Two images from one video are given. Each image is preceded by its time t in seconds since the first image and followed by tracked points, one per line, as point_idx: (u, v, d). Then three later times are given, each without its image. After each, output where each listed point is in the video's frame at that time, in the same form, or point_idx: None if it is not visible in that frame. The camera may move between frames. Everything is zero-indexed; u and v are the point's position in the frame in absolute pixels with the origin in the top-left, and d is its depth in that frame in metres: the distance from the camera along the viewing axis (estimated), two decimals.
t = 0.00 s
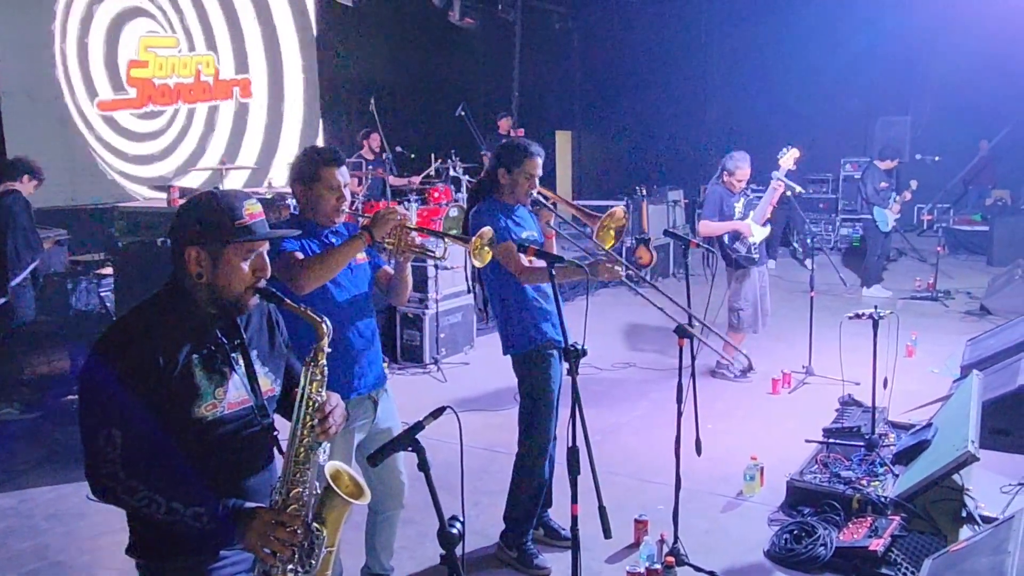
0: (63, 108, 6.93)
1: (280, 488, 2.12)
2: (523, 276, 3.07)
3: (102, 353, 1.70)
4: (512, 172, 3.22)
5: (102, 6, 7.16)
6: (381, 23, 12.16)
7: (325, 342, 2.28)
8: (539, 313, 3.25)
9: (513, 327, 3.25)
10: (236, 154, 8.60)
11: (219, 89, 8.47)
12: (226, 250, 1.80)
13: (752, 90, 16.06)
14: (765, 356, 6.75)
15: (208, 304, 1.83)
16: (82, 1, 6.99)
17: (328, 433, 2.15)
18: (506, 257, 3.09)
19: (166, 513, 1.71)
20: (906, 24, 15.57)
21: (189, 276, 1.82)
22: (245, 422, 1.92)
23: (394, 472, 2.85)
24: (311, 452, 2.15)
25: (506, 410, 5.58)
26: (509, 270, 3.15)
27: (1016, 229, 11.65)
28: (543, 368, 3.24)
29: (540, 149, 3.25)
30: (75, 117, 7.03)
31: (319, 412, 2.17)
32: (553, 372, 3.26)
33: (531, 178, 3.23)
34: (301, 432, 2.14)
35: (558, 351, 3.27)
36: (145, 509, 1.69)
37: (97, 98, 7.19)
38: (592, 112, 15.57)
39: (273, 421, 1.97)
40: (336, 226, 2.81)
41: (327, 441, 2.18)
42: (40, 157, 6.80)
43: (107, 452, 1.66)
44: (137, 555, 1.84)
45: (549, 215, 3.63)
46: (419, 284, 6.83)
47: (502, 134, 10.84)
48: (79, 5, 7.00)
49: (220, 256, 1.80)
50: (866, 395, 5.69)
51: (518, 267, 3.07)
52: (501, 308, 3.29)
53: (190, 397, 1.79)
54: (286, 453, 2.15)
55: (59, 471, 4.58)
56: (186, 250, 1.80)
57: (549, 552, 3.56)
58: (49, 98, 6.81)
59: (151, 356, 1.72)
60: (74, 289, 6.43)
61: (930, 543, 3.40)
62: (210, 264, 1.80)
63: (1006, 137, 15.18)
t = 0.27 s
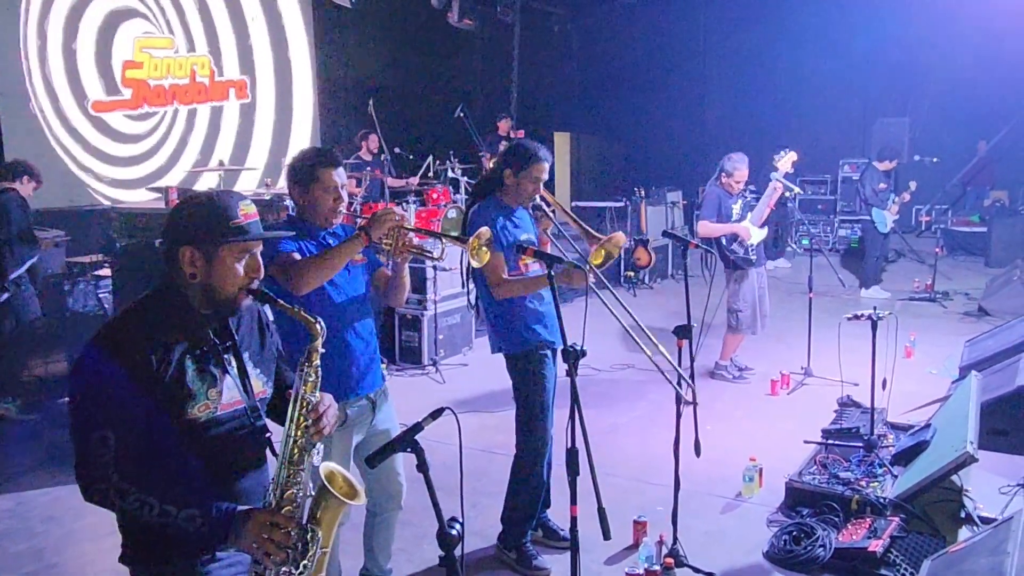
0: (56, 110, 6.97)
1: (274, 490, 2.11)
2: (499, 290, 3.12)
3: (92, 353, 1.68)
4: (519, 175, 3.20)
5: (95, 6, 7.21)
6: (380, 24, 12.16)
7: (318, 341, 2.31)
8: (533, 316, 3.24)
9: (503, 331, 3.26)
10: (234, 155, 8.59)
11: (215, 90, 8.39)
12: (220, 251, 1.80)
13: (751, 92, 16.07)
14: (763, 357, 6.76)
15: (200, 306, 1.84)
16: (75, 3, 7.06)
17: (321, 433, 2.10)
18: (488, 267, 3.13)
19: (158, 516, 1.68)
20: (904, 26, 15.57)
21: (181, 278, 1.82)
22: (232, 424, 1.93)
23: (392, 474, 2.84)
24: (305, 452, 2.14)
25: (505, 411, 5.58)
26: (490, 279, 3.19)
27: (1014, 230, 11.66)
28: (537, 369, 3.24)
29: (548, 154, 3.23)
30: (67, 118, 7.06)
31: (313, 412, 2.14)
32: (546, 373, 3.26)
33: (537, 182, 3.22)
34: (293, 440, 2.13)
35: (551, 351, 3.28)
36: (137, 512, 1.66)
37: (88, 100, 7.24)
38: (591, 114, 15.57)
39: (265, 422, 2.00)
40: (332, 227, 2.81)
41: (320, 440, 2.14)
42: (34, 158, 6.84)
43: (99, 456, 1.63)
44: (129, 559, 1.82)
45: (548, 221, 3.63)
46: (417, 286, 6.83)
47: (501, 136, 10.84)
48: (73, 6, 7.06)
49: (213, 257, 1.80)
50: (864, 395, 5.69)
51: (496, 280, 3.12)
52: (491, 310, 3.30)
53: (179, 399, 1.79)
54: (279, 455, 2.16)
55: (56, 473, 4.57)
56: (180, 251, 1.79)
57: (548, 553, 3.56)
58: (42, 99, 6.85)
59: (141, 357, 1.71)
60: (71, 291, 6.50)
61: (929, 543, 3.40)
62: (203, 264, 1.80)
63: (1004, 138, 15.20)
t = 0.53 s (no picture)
0: (53, 112, 7.05)
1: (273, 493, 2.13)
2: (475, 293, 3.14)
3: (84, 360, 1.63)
4: (525, 181, 3.19)
5: (93, 8, 7.23)
6: (380, 26, 12.16)
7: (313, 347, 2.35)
8: (522, 319, 3.25)
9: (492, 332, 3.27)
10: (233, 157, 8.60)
11: (212, 92, 8.42)
12: (214, 253, 1.78)
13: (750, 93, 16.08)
14: (763, 359, 6.76)
15: (193, 310, 1.80)
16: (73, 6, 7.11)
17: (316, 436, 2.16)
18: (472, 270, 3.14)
19: (156, 527, 1.64)
20: (904, 27, 15.58)
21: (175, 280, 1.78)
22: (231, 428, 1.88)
23: (392, 477, 2.84)
24: (301, 455, 2.14)
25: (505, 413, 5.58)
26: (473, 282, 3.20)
27: (1013, 231, 11.67)
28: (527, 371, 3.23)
29: (555, 162, 3.22)
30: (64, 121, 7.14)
31: (309, 416, 2.18)
32: (536, 377, 3.25)
33: (542, 189, 3.22)
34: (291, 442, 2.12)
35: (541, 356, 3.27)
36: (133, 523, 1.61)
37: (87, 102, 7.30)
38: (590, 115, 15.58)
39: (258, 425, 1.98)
40: (331, 229, 2.81)
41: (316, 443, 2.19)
42: (30, 159, 6.92)
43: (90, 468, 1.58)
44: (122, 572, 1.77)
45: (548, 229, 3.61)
46: (417, 288, 6.84)
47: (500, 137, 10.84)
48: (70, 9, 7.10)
49: (208, 258, 1.77)
50: (864, 396, 5.70)
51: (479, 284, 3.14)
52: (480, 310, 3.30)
53: (174, 405, 1.74)
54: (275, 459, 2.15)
55: (55, 475, 4.57)
56: (173, 254, 1.76)
57: (548, 555, 3.56)
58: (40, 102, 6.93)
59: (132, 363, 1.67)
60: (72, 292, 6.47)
61: (930, 545, 3.41)
62: (197, 267, 1.77)
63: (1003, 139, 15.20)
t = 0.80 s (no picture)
0: (53, 113, 7.14)
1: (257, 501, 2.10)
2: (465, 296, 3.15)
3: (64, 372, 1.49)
4: (523, 185, 3.19)
5: (91, 9, 7.34)
6: (380, 26, 12.18)
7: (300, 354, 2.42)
8: (507, 323, 3.25)
9: (476, 334, 3.27)
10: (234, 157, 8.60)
11: (210, 92, 8.59)
12: (200, 257, 1.65)
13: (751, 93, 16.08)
14: (764, 359, 6.76)
15: (172, 314, 1.67)
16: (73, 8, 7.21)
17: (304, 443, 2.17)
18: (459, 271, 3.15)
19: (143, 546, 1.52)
20: (903, 27, 15.60)
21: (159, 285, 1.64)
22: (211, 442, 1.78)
23: (391, 476, 2.85)
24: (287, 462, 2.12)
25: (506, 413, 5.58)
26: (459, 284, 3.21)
27: (1013, 231, 11.67)
28: (508, 373, 3.25)
29: (554, 168, 3.23)
30: (65, 122, 7.25)
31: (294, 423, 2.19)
32: (516, 380, 3.27)
33: (539, 194, 3.22)
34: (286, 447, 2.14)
35: (522, 359, 3.29)
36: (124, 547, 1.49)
37: (87, 103, 7.40)
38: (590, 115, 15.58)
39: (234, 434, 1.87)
40: (329, 230, 2.81)
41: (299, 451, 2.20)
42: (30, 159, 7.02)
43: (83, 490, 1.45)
44: None
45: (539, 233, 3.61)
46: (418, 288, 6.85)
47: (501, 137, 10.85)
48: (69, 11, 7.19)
49: (196, 264, 1.65)
50: (865, 397, 5.70)
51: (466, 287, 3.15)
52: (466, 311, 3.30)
53: (156, 415, 1.62)
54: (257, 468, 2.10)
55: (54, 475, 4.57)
56: (159, 258, 1.62)
57: (549, 555, 3.56)
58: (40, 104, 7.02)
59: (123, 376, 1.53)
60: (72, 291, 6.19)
61: (931, 545, 3.41)
62: (182, 271, 1.64)
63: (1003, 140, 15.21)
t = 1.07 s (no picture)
0: (54, 112, 7.18)
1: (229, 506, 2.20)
2: (455, 294, 3.14)
3: (58, 384, 1.49)
4: (517, 186, 3.19)
5: (93, 9, 7.37)
6: (380, 26, 12.17)
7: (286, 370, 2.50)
8: (493, 323, 3.25)
9: (463, 332, 3.26)
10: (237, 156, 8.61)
11: (213, 91, 8.66)
12: (189, 265, 1.67)
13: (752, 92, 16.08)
14: (765, 358, 6.75)
15: (159, 321, 1.68)
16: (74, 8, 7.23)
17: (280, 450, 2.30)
18: (450, 270, 3.13)
19: (132, 555, 1.55)
20: (904, 25, 15.59)
21: (148, 294, 1.64)
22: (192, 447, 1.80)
23: (392, 475, 2.85)
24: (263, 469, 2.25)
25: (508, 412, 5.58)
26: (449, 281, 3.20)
27: (1015, 229, 11.66)
28: (490, 373, 3.25)
29: (549, 169, 3.22)
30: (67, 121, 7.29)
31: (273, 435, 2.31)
32: (499, 381, 3.27)
33: (532, 195, 3.22)
34: (256, 445, 2.22)
35: (506, 360, 3.29)
36: (114, 555, 1.52)
37: (89, 102, 7.45)
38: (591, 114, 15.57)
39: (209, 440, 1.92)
40: (325, 230, 2.80)
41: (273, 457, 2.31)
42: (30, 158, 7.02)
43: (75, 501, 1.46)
44: None
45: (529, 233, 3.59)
46: (419, 287, 6.86)
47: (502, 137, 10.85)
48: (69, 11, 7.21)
49: (186, 273, 1.67)
50: (866, 396, 5.69)
51: (457, 287, 3.13)
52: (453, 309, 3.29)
53: (148, 424, 1.62)
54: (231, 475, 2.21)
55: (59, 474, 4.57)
56: (152, 266, 1.63)
57: (551, 554, 3.56)
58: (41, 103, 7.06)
59: (121, 384, 1.54)
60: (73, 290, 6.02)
61: (933, 544, 3.40)
62: (173, 279, 1.66)
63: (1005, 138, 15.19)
